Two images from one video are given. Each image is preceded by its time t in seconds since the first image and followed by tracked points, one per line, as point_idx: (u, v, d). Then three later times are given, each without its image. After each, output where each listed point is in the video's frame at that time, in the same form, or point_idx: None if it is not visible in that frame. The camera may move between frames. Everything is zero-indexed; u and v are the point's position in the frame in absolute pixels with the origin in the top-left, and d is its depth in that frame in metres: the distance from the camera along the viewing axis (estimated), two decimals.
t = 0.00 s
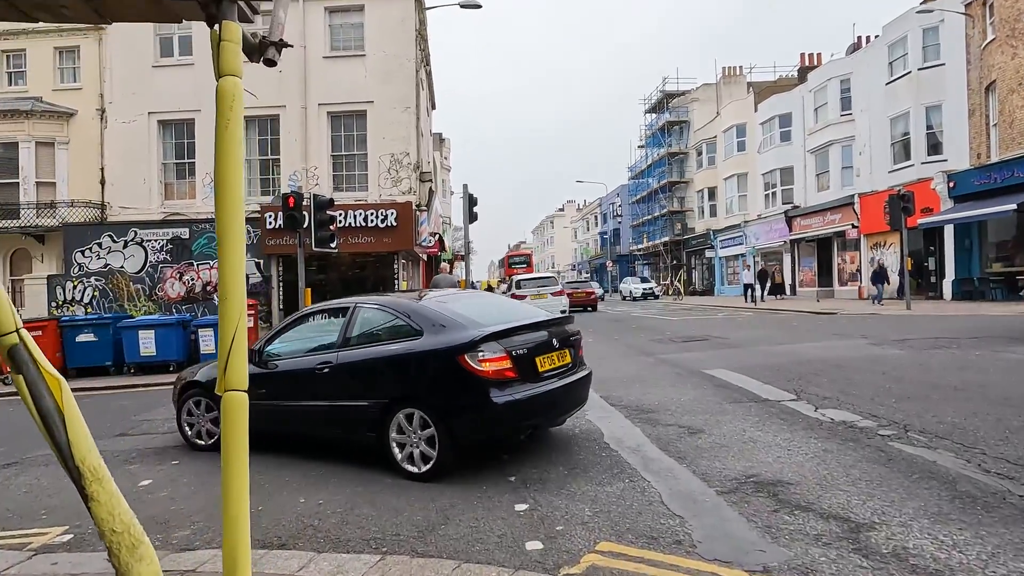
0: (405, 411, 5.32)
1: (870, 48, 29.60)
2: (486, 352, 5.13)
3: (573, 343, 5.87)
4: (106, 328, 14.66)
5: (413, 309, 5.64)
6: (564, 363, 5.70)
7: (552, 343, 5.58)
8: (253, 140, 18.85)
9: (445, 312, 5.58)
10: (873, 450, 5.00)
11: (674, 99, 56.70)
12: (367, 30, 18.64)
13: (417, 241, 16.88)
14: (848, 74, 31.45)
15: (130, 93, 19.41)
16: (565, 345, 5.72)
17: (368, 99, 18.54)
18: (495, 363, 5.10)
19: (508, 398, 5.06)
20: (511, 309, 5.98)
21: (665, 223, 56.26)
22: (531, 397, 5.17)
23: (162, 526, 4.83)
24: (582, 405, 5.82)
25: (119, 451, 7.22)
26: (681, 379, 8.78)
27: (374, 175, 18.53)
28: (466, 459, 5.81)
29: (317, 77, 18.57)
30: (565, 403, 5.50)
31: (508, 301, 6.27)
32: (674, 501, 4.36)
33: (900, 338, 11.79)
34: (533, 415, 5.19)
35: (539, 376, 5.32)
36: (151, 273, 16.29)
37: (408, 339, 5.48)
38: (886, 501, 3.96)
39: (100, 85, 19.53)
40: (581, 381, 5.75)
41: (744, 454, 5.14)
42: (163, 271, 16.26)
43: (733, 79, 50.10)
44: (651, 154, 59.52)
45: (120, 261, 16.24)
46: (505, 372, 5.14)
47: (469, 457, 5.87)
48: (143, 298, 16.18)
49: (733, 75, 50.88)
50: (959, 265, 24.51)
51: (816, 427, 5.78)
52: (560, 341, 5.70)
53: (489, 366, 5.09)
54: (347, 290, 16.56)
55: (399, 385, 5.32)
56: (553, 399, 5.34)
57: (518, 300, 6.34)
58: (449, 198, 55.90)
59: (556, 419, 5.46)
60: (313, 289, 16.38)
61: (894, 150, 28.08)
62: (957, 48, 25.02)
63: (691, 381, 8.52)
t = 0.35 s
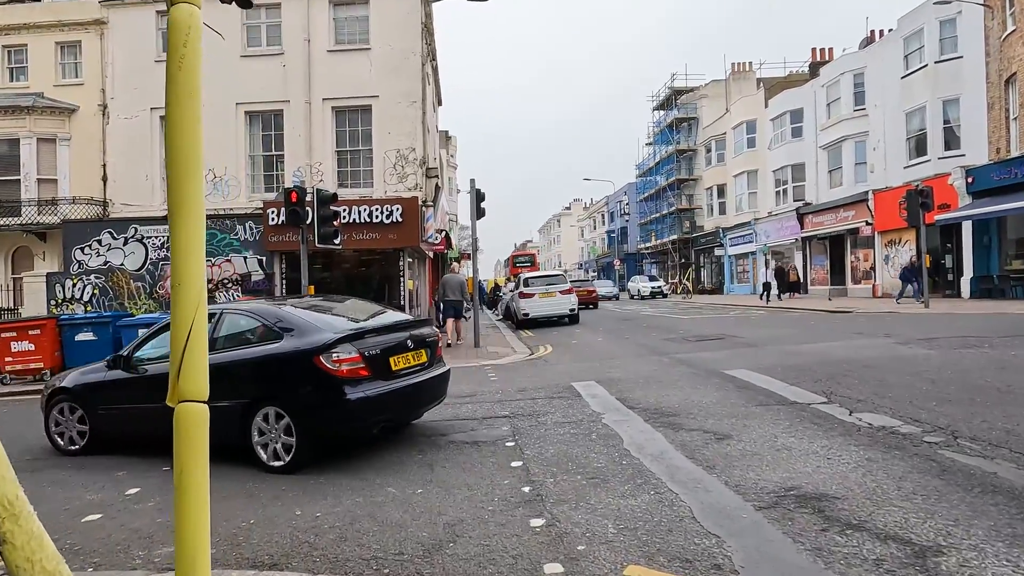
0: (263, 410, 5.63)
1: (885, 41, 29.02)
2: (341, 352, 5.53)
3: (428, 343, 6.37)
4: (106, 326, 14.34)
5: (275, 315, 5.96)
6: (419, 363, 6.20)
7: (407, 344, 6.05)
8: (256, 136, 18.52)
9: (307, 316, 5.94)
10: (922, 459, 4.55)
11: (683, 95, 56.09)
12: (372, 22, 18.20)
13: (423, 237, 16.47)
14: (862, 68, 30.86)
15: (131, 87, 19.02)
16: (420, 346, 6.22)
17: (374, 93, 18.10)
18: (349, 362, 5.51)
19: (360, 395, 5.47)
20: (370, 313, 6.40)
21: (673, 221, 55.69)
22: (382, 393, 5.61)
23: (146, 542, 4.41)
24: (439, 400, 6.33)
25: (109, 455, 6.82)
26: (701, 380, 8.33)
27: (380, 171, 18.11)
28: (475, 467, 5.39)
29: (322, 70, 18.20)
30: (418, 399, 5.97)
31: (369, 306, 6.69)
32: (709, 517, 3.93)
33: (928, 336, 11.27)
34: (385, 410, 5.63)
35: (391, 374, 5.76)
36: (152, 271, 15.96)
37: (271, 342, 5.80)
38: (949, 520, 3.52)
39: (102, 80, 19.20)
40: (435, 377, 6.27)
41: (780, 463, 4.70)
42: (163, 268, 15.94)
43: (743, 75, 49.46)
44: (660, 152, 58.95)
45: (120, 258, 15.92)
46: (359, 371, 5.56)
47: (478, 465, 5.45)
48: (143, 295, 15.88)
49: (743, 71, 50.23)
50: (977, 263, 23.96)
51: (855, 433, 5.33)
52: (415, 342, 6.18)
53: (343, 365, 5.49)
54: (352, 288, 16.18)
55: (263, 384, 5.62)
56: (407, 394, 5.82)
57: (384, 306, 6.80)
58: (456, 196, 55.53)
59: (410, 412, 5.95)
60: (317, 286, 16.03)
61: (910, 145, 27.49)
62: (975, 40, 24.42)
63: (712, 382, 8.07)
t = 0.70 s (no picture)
0: (109, 414, 5.81)
1: (896, 35, 28.46)
2: (182, 357, 5.78)
3: (277, 348, 6.69)
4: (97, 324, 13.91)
5: (116, 323, 6.10)
6: (266, 366, 6.50)
7: (254, 348, 6.36)
8: (254, 129, 18.11)
9: (151, 324, 6.12)
10: (971, 480, 4.10)
11: (688, 91, 55.48)
12: (372, 12, 17.69)
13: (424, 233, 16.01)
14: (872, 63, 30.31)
15: (128, 79, 18.20)
16: (269, 350, 6.53)
17: (373, 86, 17.61)
18: (190, 366, 5.76)
19: (203, 397, 5.73)
20: (215, 320, 6.67)
21: (678, 219, 55.18)
22: (227, 395, 5.89)
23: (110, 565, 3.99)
24: (290, 400, 6.68)
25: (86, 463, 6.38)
26: (715, 385, 7.87)
27: (380, 166, 17.63)
28: (475, 483, 4.95)
29: (320, 62, 17.71)
30: (266, 399, 6.29)
31: (214, 313, 6.96)
32: (738, 547, 3.48)
33: (949, 338, 10.80)
34: (231, 410, 5.91)
35: (234, 377, 6.04)
36: (145, 267, 15.53)
37: (112, 349, 5.94)
38: (1016, 557, 3.08)
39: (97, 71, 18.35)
40: (286, 379, 6.61)
41: (811, 482, 4.24)
42: (157, 265, 15.51)
43: (749, 70, 48.89)
44: (664, 148, 58.41)
45: (112, 254, 15.52)
46: (201, 375, 5.82)
47: (478, 479, 5.01)
48: (137, 292, 15.46)
49: (749, 66, 49.62)
50: (990, 261, 23.47)
51: (890, 448, 4.88)
52: (264, 346, 6.48)
53: (184, 369, 5.73)
54: (351, 285, 15.64)
55: (108, 390, 5.79)
56: (253, 396, 6.11)
57: (235, 313, 7.08)
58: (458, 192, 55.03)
59: (258, 412, 6.26)
60: (314, 284, 15.60)
61: (921, 141, 26.97)
62: (989, 33, 23.86)
63: (726, 388, 7.62)
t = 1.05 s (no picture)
0: None
1: (896, 29, 28.11)
2: None
3: (110, 351, 6.63)
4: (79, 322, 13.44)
5: None
6: (95, 370, 6.43)
7: (82, 352, 6.29)
8: (244, 122, 17.59)
9: None
10: (1016, 496, 3.71)
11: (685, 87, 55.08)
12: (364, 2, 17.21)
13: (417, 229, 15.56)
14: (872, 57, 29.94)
15: (113, 70, 17.62)
16: (98, 353, 6.46)
17: (365, 77, 17.12)
18: (7, 370, 5.65)
19: (22, 401, 5.64)
20: (47, 324, 6.56)
21: (675, 215, 54.84)
22: (46, 399, 5.80)
23: None
24: (126, 401, 6.68)
25: (51, 472, 5.93)
26: (721, 387, 7.46)
27: (372, 160, 17.11)
28: (467, 496, 4.53)
29: (311, 53, 17.22)
30: (93, 403, 6.22)
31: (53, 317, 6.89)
32: None
33: (961, 337, 10.42)
34: (51, 414, 5.83)
35: (56, 381, 5.96)
36: (128, 263, 15.06)
37: None
38: None
39: (82, 62, 17.75)
40: (121, 381, 6.60)
41: (838, 498, 3.84)
42: (141, 260, 15.04)
43: (747, 66, 48.57)
44: (661, 144, 58.03)
45: (94, 249, 15.04)
46: (19, 378, 5.71)
47: (471, 492, 4.60)
48: (120, 289, 14.99)
49: (747, 62, 49.26)
50: (992, 258, 23.18)
51: (919, 458, 4.48)
52: (93, 350, 6.42)
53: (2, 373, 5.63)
54: (343, 281, 15.19)
55: None
56: (77, 399, 6.05)
57: (72, 317, 6.97)
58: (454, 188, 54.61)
59: (86, 414, 6.22)
60: (304, 280, 15.15)
61: (923, 136, 26.62)
62: (993, 27, 23.51)
63: (734, 390, 7.22)
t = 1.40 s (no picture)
0: None
1: (898, 27, 27.83)
2: None
3: None
4: (64, 321, 13.05)
5: None
6: None
7: None
8: (237, 117, 17.13)
9: None
10: None
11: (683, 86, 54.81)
12: None
13: (413, 226, 15.20)
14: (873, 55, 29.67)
15: (102, 64, 17.16)
16: None
17: (359, 71, 16.74)
18: None
19: None
20: None
21: (673, 215, 54.59)
22: None
23: None
24: None
25: (22, 481, 5.56)
26: (731, 391, 7.13)
27: (367, 156, 16.67)
28: (466, 512, 4.18)
29: (305, 47, 16.78)
30: None
31: None
32: None
33: (973, 339, 10.13)
34: None
35: None
36: (116, 260, 14.66)
37: None
38: None
39: (72, 55, 17.27)
40: None
41: (874, 519, 3.51)
42: (129, 258, 14.64)
43: (745, 66, 48.42)
44: (659, 143, 57.74)
45: (81, 247, 14.64)
46: None
47: (470, 508, 4.24)
48: (107, 288, 14.59)
49: (745, 61, 49.04)
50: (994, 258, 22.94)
51: (956, 472, 4.15)
52: None
53: None
54: (337, 279, 14.82)
55: None
56: None
57: None
58: (451, 186, 54.21)
59: None
60: (296, 279, 14.78)
61: (924, 135, 26.37)
62: (996, 24, 23.23)
63: (745, 395, 6.89)
